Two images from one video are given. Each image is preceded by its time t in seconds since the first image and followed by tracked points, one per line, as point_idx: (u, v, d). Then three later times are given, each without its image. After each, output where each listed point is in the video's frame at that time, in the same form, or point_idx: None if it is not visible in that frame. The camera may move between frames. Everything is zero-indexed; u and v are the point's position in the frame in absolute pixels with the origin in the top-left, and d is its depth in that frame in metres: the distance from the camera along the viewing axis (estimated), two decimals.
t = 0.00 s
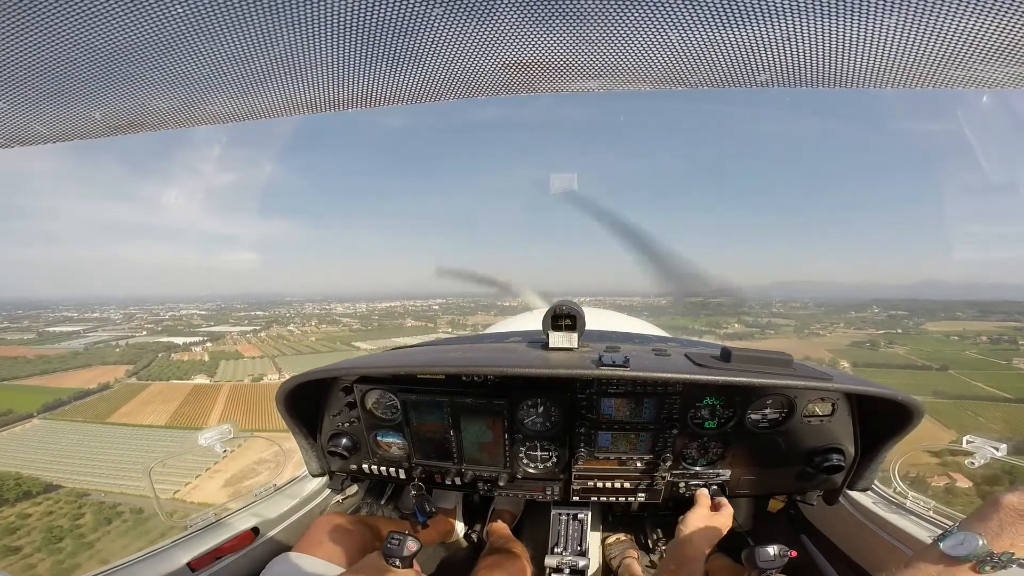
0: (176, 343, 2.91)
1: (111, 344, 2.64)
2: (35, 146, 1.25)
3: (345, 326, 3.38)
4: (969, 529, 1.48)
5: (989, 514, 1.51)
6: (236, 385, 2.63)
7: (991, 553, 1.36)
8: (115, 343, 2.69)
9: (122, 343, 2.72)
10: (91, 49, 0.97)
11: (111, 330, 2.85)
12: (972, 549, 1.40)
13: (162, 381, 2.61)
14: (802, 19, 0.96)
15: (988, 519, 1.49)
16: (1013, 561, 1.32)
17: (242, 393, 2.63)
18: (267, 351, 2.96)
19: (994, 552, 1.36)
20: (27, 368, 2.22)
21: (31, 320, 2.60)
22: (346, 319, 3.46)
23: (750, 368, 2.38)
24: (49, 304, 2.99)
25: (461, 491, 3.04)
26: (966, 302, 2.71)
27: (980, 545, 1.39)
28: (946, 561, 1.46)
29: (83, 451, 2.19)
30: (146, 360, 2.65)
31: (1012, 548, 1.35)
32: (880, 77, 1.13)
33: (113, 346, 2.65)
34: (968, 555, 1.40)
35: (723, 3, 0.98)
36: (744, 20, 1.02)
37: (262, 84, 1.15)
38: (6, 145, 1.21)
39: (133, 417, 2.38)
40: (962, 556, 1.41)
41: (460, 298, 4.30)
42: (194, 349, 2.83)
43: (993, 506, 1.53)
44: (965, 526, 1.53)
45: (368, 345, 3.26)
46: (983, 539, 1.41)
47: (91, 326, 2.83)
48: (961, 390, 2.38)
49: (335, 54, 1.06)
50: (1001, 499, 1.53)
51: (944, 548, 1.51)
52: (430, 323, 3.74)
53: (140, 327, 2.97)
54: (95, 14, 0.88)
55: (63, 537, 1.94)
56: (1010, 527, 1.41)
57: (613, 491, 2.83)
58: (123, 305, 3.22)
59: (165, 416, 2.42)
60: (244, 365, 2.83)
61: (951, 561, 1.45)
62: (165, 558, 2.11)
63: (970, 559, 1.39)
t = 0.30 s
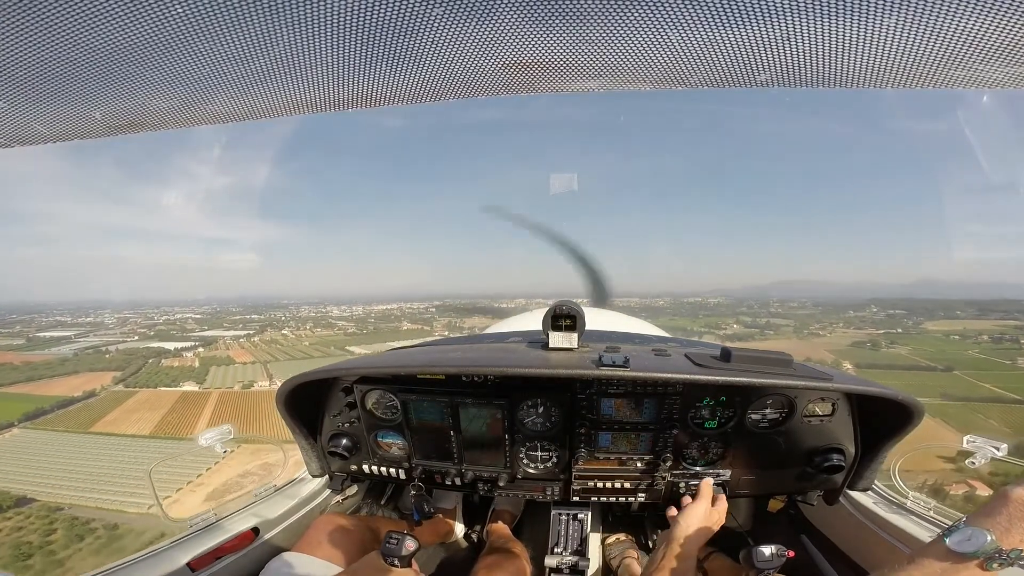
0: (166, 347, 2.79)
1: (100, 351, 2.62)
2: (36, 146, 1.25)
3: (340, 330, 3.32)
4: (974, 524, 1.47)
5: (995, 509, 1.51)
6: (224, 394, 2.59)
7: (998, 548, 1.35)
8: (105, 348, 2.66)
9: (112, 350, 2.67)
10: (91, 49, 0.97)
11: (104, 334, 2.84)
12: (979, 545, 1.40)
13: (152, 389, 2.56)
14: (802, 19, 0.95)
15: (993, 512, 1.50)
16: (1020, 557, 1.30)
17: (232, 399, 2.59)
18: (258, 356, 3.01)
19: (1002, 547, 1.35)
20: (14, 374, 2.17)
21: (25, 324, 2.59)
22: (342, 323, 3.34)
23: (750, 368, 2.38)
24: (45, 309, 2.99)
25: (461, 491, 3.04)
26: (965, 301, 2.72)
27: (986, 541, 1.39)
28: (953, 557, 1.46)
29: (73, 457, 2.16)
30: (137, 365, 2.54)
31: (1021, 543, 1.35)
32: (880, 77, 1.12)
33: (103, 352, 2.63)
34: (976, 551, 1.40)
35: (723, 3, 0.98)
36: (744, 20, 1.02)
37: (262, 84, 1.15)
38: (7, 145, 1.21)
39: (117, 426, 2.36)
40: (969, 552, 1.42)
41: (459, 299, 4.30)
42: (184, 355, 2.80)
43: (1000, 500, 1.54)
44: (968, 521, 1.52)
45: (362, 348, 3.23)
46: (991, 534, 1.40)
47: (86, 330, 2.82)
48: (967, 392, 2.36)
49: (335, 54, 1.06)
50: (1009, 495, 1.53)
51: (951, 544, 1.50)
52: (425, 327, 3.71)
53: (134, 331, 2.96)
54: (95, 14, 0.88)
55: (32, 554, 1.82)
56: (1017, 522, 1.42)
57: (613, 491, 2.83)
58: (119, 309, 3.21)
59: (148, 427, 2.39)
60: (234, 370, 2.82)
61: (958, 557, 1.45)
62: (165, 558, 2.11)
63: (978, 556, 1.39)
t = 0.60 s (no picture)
0: (161, 352, 2.80)
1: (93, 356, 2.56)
2: (35, 146, 1.25)
3: (337, 335, 3.29)
4: (972, 524, 1.48)
5: (991, 509, 1.52)
6: (216, 400, 2.57)
7: (998, 549, 1.37)
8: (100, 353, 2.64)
9: (105, 356, 2.63)
10: (91, 49, 0.97)
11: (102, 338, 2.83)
12: (978, 546, 1.40)
13: (142, 395, 2.49)
14: (803, 20, 0.95)
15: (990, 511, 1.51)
16: (1019, 557, 1.33)
17: (226, 404, 2.59)
18: (255, 361, 2.90)
19: (1002, 548, 1.37)
20: (1, 381, 2.06)
21: (24, 327, 2.59)
22: (339, 326, 3.25)
23: (750, 369, 2.38)
24: (44, 312, 2.99)
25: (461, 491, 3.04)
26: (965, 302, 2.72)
27: (986, 541, 1.39)
28: (952, 557, 1.46)
29: (56, 466, 2.06)
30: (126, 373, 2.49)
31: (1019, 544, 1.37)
32: (881, 77, 1.12)
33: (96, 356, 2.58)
34: (975, 551, 1.40)
35: (724, 3, 0.98)
36: (745, 20, 1.02)
37: (262, 84, 1.15)
38: (7, 145, 1.21)
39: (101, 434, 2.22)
40: (967, 552, 1.42)
41: (459, 302, 4.31)
42: (179, 359, 2.76)
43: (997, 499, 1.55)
44: (967, 520, 1.52)
45: (358, 352, 3.20)
46: (990, 534, 1.41)
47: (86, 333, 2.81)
48: (969, 393, 2.37)
49: (335, 55, 1.06)
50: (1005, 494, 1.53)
51: (950, 544, 1.48)
52: (425, 330, 3.65)
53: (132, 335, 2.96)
54: (95, 14, 0.88)
55: None
56: (1015, 522, 1.43)
57: (613, 491, 2.83)
58: (118, 312, 3.21)
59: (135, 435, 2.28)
60: (229, 377, 2.79)
61: (956, 556, 1.45)
62: (164, 558, 2.11)
63: (976, 555, 1.40)
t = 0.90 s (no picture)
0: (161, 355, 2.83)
1: (94, 359, 2.60)
2: (36, 146, 1.25)
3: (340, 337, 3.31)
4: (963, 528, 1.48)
5: (983, 512, 1.50)
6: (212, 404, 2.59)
7: (989, 552, 1.37)
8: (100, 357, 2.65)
9: (104, 359, 2.67)
10: (91, 49, 0.97)
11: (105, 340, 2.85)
12: (969, 549, 1.40)
13: (139, 399, 2.52)
14: (803, 20, 0.95)
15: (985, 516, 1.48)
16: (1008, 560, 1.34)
17: (221, 407, 2.59)
18: (254, 365, 2.93)
19: (992, 552, 1.36)
20: None
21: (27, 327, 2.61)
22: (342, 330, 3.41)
23: (750, 368, 2.38)
24: (48, 313, 3.01)
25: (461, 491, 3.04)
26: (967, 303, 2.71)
27: (977, 544, 1.39)
28: (944, 561, 1.45)
29: (47, 473, 2.05)
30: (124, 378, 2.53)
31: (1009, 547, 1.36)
32: (881, 77, 1.12)
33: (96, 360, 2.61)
34: (965, 554, 1.40)
35: (723, 3, 0.98)
36: (744, 20, 1.02)
37: (262, 84, 1.16)
38: (7, 145, 1.21)
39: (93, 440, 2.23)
40: (959, 555, 1.41)
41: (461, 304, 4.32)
42: (179, 363, 2.82)
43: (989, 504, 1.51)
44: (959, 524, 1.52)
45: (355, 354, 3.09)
46: (980, 538, 1.40)
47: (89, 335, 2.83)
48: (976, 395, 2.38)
49: (335, 54, 1.06)
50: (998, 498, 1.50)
51: (942, 547, 1.49)
52: (426, 332, 3.64)
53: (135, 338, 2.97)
54: (96, 14, 0.88)
55: None
56: (1006, 526, 1.41)
57: (613, 491, 2.83)
58: (121, 314, 3.24)
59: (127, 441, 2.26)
60: (226, 381, 2.82)
61: (948, 560, 1.44)
62: (164, 558, 2.10)
63: (968, 559, 1.39)
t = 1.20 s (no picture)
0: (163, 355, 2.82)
1: (97, 357, 2.57)
2: (36, 146, 1.25)
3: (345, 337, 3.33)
4: (970, 523, 1.47)
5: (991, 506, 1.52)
6: (212, 406, 2.58)
7: (995, 548, 1.35)
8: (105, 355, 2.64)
9: (108, 357, 2.62)
10: (91, 49, 0.97)
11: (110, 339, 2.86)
12: (978, 545, 1.39)
13: (139, 399, 2.49)
14: (802, 20, 0.95)
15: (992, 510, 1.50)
16: (1018, 556, 1.29)
17: (221, 409, 2.59)
18: (257, 365, 2.88)
19: (999, 546, 1.35)
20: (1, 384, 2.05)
21: (32, 326, 2.62)
22: (348, 328, 3.41)
23: (750, 368, 2.38)
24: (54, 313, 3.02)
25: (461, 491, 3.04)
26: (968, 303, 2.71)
27: (985, 540, 1.39)
28: (954, 556, 1.45)
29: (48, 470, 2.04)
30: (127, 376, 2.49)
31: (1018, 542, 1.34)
32: (881, 77, 1.12)
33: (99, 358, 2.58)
34: (973, 550, 1.39)
35: (723, 3, 0.98)
36: (744, 20, 1.02)
37: (262, 84, 1.15)
38: (7, 145, 1.21)
39: (90, 443, 2.24)
40: (967, 551, 1.41)
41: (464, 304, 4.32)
42: (181, 363, 2.80)
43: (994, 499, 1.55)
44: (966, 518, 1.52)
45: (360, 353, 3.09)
46: (988, 534, 1.40)
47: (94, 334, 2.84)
48: (972, 392, 2.38)
49: (335, 54, 1.06)
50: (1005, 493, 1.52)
51: (949, 543, 1.48)
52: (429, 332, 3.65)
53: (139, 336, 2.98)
54: (96, 14, 0.88)
55: None
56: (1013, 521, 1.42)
57: (613, 491, 2.83)
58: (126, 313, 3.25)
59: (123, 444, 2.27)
60: (229, 381, 2.77)
61: (955, 556, 1.45)
62: (166, 559, 2.11)
63: (975, 555, 1.38)
